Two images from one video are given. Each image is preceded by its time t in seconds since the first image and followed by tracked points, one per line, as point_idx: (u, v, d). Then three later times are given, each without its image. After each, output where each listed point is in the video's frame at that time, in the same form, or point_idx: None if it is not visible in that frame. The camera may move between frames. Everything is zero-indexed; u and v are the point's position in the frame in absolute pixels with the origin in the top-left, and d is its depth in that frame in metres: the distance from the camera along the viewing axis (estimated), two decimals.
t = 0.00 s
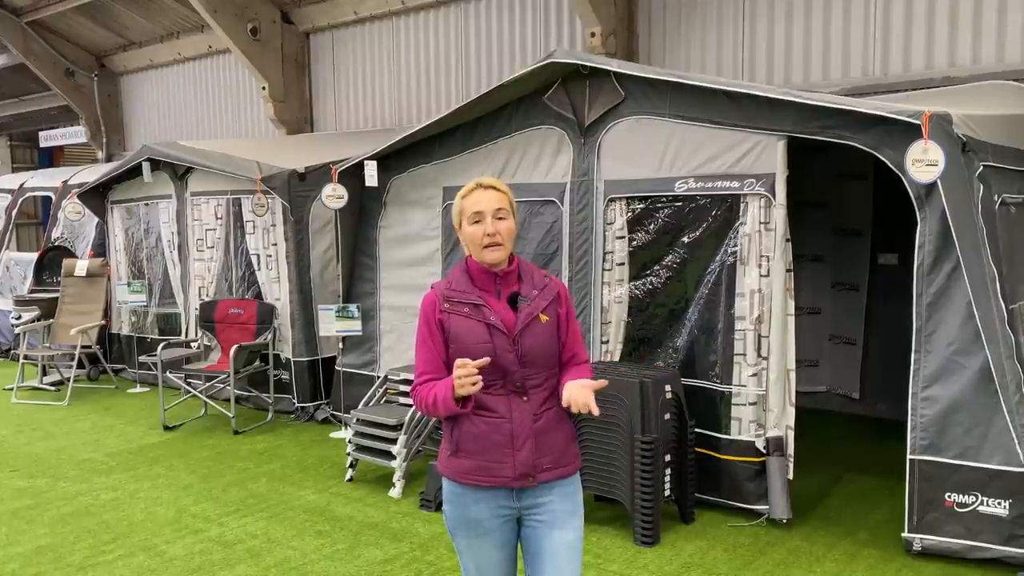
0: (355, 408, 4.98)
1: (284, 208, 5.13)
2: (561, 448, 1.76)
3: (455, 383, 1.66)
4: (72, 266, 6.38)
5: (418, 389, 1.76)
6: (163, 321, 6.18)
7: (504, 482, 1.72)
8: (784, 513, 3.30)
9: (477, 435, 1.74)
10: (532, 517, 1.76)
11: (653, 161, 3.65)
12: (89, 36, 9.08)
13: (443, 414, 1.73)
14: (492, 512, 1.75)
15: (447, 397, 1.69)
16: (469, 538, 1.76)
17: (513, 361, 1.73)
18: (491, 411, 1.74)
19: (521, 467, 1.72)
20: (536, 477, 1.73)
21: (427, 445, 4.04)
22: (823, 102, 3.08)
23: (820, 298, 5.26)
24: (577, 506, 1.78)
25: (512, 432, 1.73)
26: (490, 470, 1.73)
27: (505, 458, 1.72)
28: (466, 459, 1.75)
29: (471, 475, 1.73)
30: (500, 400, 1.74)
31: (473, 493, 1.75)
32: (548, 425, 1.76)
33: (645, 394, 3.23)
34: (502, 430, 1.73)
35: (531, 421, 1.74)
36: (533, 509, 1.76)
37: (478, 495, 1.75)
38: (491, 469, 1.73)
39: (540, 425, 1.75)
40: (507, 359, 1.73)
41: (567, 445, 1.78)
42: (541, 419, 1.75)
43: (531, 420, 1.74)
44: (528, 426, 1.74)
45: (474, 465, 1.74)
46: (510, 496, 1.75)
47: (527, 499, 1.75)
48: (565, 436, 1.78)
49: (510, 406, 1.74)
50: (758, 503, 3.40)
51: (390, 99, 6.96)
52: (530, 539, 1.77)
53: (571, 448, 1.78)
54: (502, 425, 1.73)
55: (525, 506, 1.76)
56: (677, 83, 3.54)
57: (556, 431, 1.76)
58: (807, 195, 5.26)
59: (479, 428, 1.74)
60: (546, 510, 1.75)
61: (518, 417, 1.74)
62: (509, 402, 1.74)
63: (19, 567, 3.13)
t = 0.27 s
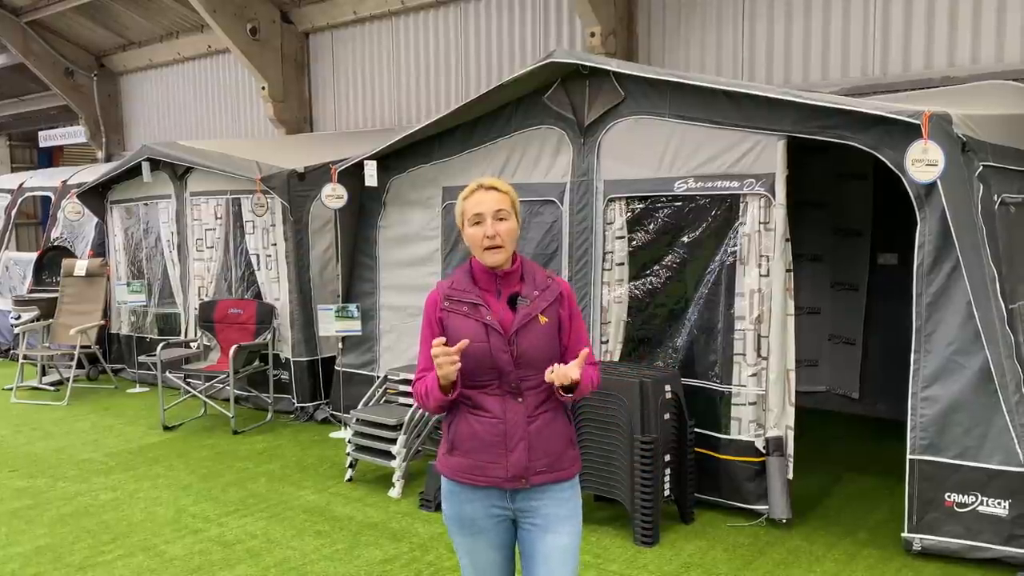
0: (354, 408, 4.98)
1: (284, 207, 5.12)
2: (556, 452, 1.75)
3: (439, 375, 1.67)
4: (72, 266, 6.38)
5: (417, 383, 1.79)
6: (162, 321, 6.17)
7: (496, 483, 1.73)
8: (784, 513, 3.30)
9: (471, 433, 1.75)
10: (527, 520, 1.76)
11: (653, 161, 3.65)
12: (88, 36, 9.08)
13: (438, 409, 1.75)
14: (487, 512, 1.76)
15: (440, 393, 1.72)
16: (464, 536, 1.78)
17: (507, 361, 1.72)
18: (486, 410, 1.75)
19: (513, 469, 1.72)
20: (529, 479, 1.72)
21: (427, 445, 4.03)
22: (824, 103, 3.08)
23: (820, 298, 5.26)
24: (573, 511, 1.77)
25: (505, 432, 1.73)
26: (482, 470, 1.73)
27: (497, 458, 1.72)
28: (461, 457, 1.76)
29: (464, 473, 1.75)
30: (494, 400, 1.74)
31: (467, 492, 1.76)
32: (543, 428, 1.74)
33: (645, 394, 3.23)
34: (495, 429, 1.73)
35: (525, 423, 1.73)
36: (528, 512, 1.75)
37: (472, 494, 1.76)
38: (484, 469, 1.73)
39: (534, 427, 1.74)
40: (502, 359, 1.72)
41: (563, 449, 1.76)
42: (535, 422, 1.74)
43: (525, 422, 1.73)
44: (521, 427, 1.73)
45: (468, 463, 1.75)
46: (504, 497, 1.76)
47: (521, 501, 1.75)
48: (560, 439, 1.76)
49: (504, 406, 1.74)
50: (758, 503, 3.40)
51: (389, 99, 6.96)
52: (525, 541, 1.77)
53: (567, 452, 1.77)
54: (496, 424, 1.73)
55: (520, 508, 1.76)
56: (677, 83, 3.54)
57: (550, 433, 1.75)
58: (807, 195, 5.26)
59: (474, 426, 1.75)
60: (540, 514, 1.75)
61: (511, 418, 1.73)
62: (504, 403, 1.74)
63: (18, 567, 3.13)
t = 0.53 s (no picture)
0: (354, 408, 4.98)
1: (283, 207, 5.12)
2: (553, 454, 1.74)
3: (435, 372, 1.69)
4: (71, 265, 6.37)
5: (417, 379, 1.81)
6: (162, 321, 6.17)
7: (491, 483, 1.73)
8: (783, 513, 3.30)
9: (468, 432, 1.76)
10: (523, 521, 1.76)
11: (653, 161, 3.65)
12: (88, 36, 9.07)
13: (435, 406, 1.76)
14: (483, 512, 1.77)
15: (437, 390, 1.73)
16: (461, 535, 1.79)
17: (505, 362, 1.72)
18: (483, 409, 1.75)
19: (508, 470, 1.72)
20: (524, 481, 1.72)
21: (427, 445, 4.03)
22: (824, 102, 3.08)
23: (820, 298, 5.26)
24: (570, 513, 1.76)
25: (501, 433, 1.73)
26: (478, 470, 1.74)
27: (493, 459, 1.73)
28: (458, 456, 1.77)
29: (460, 472, 1.76)
30: (491, 400, 1.75)
31: (464, 491, 1.77)
32: (539, 430, 1.74)
33: (645, 394, 3.23)
34: (491, 430, 1.74)
35: (521, 425, 1.73)
36: (523, 514, 1.75)
37: (468, 493, 1.77)
38: (479, 469, 1.74)
39: (531, 429, 1.74)
40: (499, 360, 1.72)
41: (560, 451, 1.76)
42: (532, 423, 1.74)
43: (521, 424, 1.73)
44: (517, 429, 1.73)
45: (464, 463, 1.76)
46: (500, 497, 1.76)
47: (517, 502, 1.75)
48: (557, 442, 1.76)
49: (501, 407, 1.74)
50: (757, 503, 3.40)
51: (389, 99, 6.96)
52: (521, 542, 1.78)
53: (564, 455, 1.76)
54: (492, 425, 1.74)
55: (516, 510, 1.76)
56: (676, 83, 3.54)
57: (547, 436, 1.74)
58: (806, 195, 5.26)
59: (471, 426, 1.76)
60: (535, 516, 1.75)
61: (507, 419, 1.73)
62: (501, 403, 1.75)
63: (17, 567, 3.13)
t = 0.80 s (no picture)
0: (353, 408, 4.98)
1: (283, 207, 5.12)
2: (552, 455, 1.74)
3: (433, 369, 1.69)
4: (70, 265, 6.36)
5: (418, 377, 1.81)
6: (162, 321, 6.17)
7: (490, 483, 1.73)
8: (783, 512, 3.30)
9: (467, 432, 1.76)
10: (522, 521, 1.76)
11: (652, 160, 3.65)
12: (87, 35, 9.07)
13: (435, 404, 1.76)
14: (482, 511, 1.77)
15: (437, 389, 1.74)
16: (461, 535, 1.79)
17: (504, 362, 1.72)
18: (483, 409, 1.75)
19: (507, 470, 1.72)
20: (523, 481, 1.72)
21: (426, 444, 4.03)
22: (823, 102, 3.08)
23: (819, 297, 5.26)
24: (569, 514, 1.76)
25: (500, 434, 1.73)
26: (477, 470, 1.74)
27: (492, 459, 1.73)
28: (457, 456, 1.77)
29: (459, 471, 1.76)
30: (491, 400, 1.75)
31: (463, 491, 1.77)
32: (539, 430, 1.74)
33: (644, 394, 3.23)
34: (490, 430, 1.74)
35: (520, 425, 1.73)
36: (523, 514, 1.75)
37: (468, 493, 1.77)
38: (479, 469, 1.74)
39: (530, 429, 1.73)
40: (499, 360, 1.72)
41: (560, 452, 1.75)
42: (531, 424, 1.73)
43: (520, 424, 1.73)
44: (517, 429, 1.73)
45: (463, 463, 1.76)
46: (500, 497, 1.76)
47: (516, 503, 1.75)
48: (557, 443, 1.75)
49: (501, 407, 1.74)
50: (757, 502, 3.40)
51: (388, 98, 6.96)
52: (521, 542, 1.77)
53: (564, 456, 1.76)
54: (491, 425, 1.74)
55: (515, 510, 1.76)
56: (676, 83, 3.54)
57: (546, 437, 1.74)
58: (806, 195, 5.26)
59: (471, 426, 1.76)
60: (535, 516, 1.75)
61: (506, 419, 1.73)
62: (500, 403, 1.74)
63: (16, 567, 3.12)
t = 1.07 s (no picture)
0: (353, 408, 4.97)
1: (282, 207, 5.12)
2: (552, 456, 1.74)
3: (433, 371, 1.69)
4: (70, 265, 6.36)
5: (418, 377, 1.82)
6: (161, 321, 6.17)
7: (490, 483, 1.73)
8: (783, 512, 3.30)
9: (466, 433, 1.76)
10: (522, 522, 1.76)
11: (652, 160, 3.65)
12: (87, 35, 9.07)
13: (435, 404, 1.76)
14: (482, 511, 1.77)
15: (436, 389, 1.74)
16: (461, 534, 1.79)
17: (503, 363, 1.72)
18: (482, 410, 1.75)
19: (507, 471, 1.72)
20: (523, 482, 1.72)
21: (426, 444, 4.03)
22: (823, 102, 3.08)
23: (819, 297, 5.26)
24: (569, 514, 1.76)
25: (500, 434, 1.73)
26: (476, 470, 1.74)
27: (492, 459, 1.73)
28: (457, 456, 1.77)
29: (459, 472, 1.76)
30: (491, 401, 1.75)
31: (463, 491, 1.77)
32: (538, 431, 1.74)
33: (644, 394, 3.23)
34: (489, 430, 1.74)
35: (520, 426, 1.73)
36: (523, 514, 1.75)
37: (468, 493, 1.77)
38: (478, 469, 1.74)
39: (530, 430, 1.73)
40: (499, 361, 1.72)
41: (560, 453, 1.75)
42: (531, 425, 1.73)
43: (519, 425, 1.73)
44: (516, 431, 1.73)
45: (463, 463, 1.76)
46: (500, 498, 1.76)
47: (516, 503, 1.75)
48: (557, 444, 1.75)
49: (501, 408, 1.74)
50: (757, 502, 3.40)
51: (388, 98, 6.96)
52: (521, 542, 1.77)
53: (564, 457, 1.75)
54: (490, 426, 1.74)
55: (515, 510, 1.76)
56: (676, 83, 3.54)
57: (546, 438, 1.74)
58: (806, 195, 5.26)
59: (470, 426, 1.76)
60: (535, 517, 1.74)
61: (506, 420, 1.73)
62: (500, 404, 1.74)
63: (16, 567, 3.12)
